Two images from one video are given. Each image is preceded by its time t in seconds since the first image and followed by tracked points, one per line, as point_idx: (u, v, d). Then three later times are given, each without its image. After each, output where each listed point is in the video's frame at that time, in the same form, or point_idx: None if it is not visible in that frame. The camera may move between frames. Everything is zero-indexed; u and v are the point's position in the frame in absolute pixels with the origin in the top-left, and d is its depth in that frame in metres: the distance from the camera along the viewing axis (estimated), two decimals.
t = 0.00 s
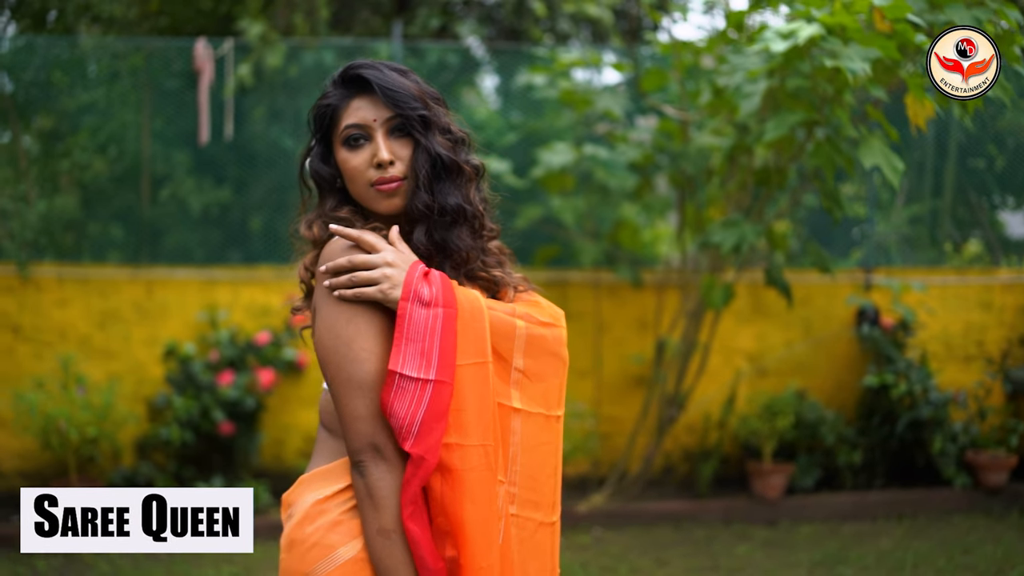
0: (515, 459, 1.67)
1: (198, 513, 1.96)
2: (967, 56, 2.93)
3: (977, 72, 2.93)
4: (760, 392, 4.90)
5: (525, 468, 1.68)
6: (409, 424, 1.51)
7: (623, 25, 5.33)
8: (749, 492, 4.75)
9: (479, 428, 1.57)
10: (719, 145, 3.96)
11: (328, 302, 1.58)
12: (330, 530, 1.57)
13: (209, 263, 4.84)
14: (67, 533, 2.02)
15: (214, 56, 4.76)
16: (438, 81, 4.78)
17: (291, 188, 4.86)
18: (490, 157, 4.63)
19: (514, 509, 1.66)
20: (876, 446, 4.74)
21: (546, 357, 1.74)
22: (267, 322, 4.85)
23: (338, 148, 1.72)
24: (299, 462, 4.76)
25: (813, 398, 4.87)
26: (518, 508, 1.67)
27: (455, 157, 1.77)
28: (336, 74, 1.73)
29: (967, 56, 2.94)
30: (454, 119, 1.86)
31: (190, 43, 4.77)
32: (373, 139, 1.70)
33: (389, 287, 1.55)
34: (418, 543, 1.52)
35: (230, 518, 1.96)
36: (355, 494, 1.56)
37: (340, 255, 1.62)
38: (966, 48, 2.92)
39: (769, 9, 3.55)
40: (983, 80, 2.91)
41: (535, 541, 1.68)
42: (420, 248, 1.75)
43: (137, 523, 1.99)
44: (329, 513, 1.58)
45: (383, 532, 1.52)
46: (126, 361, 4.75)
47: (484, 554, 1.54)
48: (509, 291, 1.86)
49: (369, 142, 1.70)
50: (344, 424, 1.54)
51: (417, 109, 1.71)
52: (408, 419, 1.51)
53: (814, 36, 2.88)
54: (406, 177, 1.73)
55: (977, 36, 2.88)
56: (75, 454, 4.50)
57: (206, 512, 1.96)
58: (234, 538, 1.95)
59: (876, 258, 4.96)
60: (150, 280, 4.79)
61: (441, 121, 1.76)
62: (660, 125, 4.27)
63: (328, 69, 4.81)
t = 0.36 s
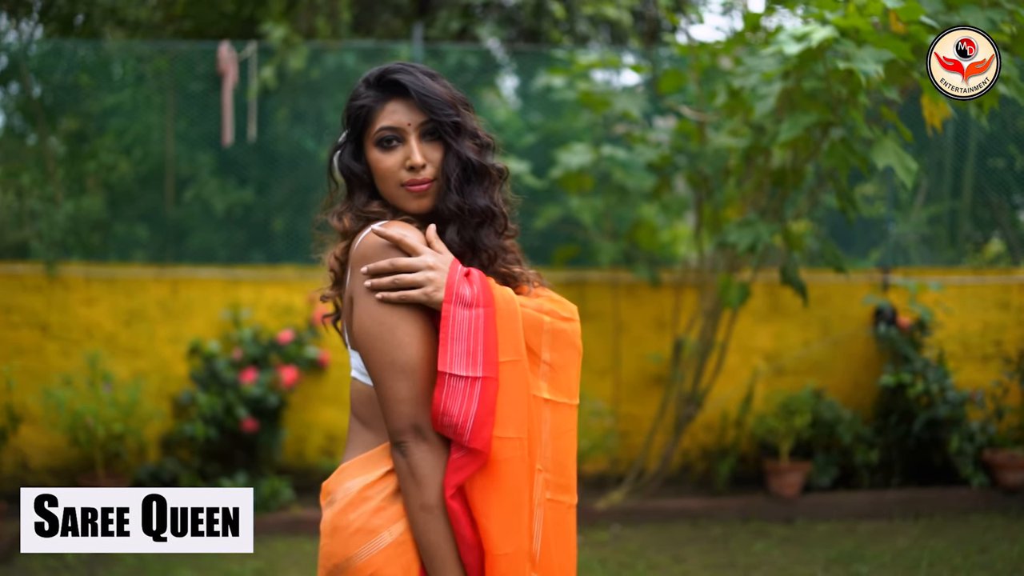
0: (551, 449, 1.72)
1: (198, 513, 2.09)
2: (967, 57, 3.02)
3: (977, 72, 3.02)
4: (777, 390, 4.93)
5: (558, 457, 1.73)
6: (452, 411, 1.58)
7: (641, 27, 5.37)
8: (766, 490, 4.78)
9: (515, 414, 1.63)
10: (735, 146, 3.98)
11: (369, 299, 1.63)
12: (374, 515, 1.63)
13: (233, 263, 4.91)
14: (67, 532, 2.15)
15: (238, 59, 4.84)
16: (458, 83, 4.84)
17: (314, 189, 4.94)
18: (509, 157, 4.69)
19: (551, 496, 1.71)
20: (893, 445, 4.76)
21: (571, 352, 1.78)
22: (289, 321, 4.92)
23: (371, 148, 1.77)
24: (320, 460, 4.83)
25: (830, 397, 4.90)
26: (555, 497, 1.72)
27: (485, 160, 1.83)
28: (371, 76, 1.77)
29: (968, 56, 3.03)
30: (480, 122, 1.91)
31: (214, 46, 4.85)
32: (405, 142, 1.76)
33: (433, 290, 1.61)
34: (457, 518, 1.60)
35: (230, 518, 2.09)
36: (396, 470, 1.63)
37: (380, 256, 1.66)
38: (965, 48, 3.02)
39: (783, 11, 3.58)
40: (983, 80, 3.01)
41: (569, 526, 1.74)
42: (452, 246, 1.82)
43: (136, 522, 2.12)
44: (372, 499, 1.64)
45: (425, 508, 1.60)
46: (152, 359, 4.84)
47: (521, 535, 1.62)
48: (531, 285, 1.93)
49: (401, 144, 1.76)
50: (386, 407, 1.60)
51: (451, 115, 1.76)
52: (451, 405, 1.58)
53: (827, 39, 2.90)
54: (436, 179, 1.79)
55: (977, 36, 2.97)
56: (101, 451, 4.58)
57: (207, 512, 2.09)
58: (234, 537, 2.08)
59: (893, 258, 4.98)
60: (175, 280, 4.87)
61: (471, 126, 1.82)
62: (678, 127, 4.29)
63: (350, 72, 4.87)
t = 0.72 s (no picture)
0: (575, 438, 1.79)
1: (198, 514, 2.32)
2: (967, 57, 3.15)
3: (977, 72, 3.15)
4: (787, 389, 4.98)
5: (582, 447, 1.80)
6: (486, 401, 1.64)
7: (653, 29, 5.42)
8: (776, 488, 4.82)
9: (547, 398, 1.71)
10: (745, 146, 4.02)
11: (405, 297, 1.68)
12: (410, 501, 1.69)
13: (249, 263, 4.98)
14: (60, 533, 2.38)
15: (255, 61, 4.90)
16: (472, 85, 4.91)
17: (330, 190, 5.00)
18: (521, 158, 4.74)
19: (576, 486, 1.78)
20: (902, 443, 4.81)
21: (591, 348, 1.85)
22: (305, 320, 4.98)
23: (397, 150, 1.83)
24: (335, 456, 4.91)
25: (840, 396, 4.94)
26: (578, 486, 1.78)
27: (505, 164, 1.91)
28: (399, 81, 1.82)
29: (968, 56, 3.16)
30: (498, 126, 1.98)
31: (231, 49, 4.91)
32: (432, 147, 1.82)
33: (469, 290, 1.67)
34: (490, 495, 1.66)
35: (228, 519, 2.31)
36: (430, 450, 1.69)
37: (415, 255, 1.71)
38: (965, 48, 3.15)
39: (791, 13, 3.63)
40: (982, 80, 3.14)
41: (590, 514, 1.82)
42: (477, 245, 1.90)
43: (137, 522, 2.35)
44: (407, 485, 1.70)
45: (459, 486, 1.66)
46: (170, 357, 4.91)
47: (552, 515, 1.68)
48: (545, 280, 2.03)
49: (428, 149, 1.82)
50: (421, 392, 1.66)
51: (476, 123, 1.83)
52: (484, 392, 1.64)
53: (832, 42, 2.94)
54: (459, 181, 1.86)
55: (977, 36, 3.11)
56: (121, 447, 4.66)
57: (206, 513, 2.32)
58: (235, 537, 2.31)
59: (903, 258, 5.02)
60: (193, 279, 4.95)
61: (493, 133, 1.90)
62: (688, 128, 4.33)
63: (365, 74, 4.95)
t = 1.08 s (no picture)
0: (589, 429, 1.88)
1: (199, 515, 2.50)
2: (967, 57, 3.22)
3: (976, 73, 3.23)
4: (792, 387, 5.03)
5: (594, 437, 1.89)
6: (515, 397, 1.71)
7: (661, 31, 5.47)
8: (781, 485, 4.86)
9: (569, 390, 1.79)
10: (749, 147, 4.07)
11: (433, 301, 1.73)
12: (434, 488, 1.76)
13: (260, 262, 5.06)
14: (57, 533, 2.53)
15: (266, 64, 4.98)
16: (480, 86, 4.98)
17: (340, 190, 5.07)
18: (529, 159, 4.80)
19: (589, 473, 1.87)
20: (906, 441, 4.85)
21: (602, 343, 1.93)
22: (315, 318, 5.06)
23: (413, 155, 1.90)
24: (346, 454, 4.97)
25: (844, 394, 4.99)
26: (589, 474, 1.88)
27: (516, 169, 1.99)
28: (415, 88, 1.88)
29: (967, 57, 3.23)
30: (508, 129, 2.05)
31: (243, 52, 4.99)
32: (446, 152, 1.89)
33: (497, 296, 1.74)
34: (513, 478, 1.74)
35: (229, 519, 2.49)
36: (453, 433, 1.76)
37: (443, 260, 1.77)
38: (965, 49, 3.21)
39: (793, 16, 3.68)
40: (983, 80, 3.22)
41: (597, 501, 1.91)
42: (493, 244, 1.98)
43: (137, 522, 2.52)
44: (430, 473, 1.77)
45: (482, 466, 1.74)
46: (182, 355, 4.99)
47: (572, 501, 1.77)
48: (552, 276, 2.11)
49: (443, 154, 1.89)
50: (446, 378, 1.73)
51: (488, 130, 1.90)
52: (512, 385, 1.71)
53: (830, 45, 2.99)
54: (472, 185, 1.94)
55: (977, 36, 3.18)
56: (134, 444, 4.74)
57: (208, 514, 2.50)
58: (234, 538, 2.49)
59: (907, 258, 5.07)
60: (206, 278, 5.03)
61: (504, 138, 1.97)
62: (693, 129, 4.38)
63: (375, 76, 5.01)
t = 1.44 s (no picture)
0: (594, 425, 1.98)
1: (198, 518, 2.90)
2: (967, 57, 3.28)
3: (977, 72, 3.27)
4: (797, 386, 5.07)
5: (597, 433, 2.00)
6: (537, 397, 1.80)
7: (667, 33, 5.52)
8: (785, 483, 4.91)
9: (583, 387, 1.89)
10: (752, 148, 4.11)
11: (461, 315, 1.81)
12: (453, 478, 1.85)
13: (272, 262, 5.13)
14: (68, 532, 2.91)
15: (277, 67, 5.05)
16: (489, 89, 5.05)
17: (350, 190, 5.14)
18: (536, 161, 4.86)
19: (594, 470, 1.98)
20: (910, 439, 4.90)
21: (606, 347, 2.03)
22: (326, 318, 5.14)
23: (429, 159, 1.97)
24: (355, 451, 5.05)
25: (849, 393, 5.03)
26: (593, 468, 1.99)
27: (524, 170, 2.08)
28: (429, 95, 1.95)
29: (968, 57, 3.29)
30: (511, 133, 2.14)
31: (254, 55, 5.06)
32: (461, 155, 1.96)
33: (519, 307, 1.81)
34: (530, 465, 1.83)
35: (227, 520, 2.89)
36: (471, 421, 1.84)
37: (468, 268, 1.84)
38: (965, 49, 3.28)
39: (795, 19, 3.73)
40: (983, 80, 3.26)
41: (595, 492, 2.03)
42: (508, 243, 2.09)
43: (136, 524, 2.92)
44: (448, 462, 1.85)
45: (502, 451, 1.82)
46: (194, 354, 5.06)
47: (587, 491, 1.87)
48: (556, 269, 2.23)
49: (457, 157, 1.96)
50: (467, 367, 1.81)
51: (499, 134, 1.99)
52: (536, 387, 1.80)
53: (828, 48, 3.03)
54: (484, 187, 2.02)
55: (977, 36, 3.24)
56: (148, 441, 4.82)
57: (207, 518, 2.90)
58: (234, 537, 2.89)
59: (911, 259, 5.11)
60: (217, 278, 5.10)
61: (513, 141, 2.06)
62: (698, 131, 4.43)
63: (385, 78, 5.09)
